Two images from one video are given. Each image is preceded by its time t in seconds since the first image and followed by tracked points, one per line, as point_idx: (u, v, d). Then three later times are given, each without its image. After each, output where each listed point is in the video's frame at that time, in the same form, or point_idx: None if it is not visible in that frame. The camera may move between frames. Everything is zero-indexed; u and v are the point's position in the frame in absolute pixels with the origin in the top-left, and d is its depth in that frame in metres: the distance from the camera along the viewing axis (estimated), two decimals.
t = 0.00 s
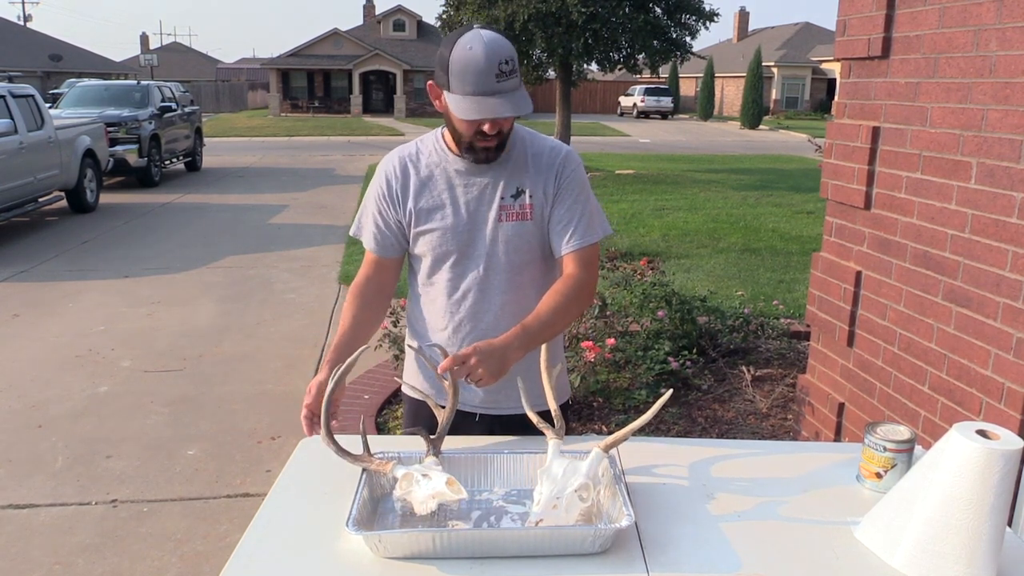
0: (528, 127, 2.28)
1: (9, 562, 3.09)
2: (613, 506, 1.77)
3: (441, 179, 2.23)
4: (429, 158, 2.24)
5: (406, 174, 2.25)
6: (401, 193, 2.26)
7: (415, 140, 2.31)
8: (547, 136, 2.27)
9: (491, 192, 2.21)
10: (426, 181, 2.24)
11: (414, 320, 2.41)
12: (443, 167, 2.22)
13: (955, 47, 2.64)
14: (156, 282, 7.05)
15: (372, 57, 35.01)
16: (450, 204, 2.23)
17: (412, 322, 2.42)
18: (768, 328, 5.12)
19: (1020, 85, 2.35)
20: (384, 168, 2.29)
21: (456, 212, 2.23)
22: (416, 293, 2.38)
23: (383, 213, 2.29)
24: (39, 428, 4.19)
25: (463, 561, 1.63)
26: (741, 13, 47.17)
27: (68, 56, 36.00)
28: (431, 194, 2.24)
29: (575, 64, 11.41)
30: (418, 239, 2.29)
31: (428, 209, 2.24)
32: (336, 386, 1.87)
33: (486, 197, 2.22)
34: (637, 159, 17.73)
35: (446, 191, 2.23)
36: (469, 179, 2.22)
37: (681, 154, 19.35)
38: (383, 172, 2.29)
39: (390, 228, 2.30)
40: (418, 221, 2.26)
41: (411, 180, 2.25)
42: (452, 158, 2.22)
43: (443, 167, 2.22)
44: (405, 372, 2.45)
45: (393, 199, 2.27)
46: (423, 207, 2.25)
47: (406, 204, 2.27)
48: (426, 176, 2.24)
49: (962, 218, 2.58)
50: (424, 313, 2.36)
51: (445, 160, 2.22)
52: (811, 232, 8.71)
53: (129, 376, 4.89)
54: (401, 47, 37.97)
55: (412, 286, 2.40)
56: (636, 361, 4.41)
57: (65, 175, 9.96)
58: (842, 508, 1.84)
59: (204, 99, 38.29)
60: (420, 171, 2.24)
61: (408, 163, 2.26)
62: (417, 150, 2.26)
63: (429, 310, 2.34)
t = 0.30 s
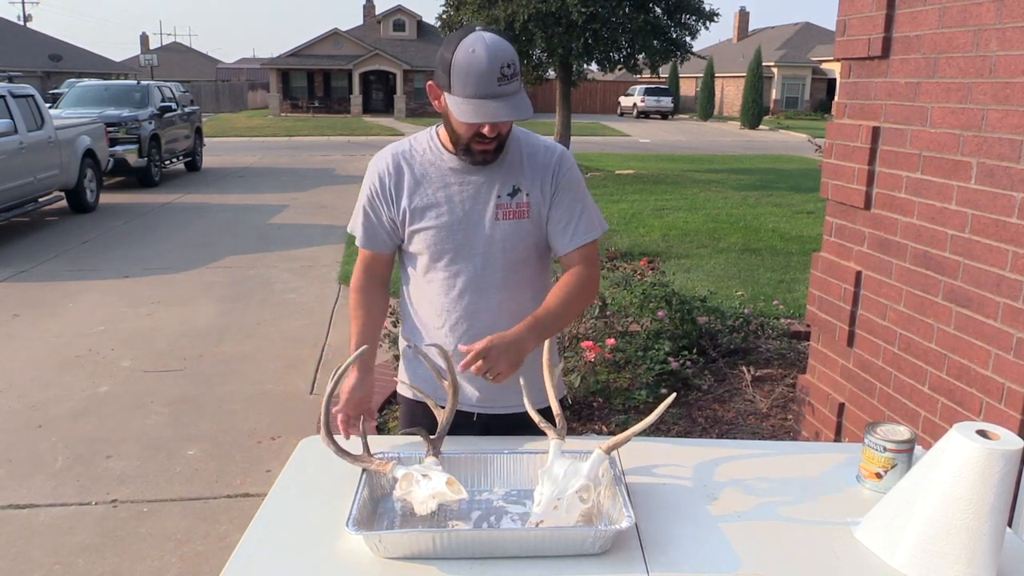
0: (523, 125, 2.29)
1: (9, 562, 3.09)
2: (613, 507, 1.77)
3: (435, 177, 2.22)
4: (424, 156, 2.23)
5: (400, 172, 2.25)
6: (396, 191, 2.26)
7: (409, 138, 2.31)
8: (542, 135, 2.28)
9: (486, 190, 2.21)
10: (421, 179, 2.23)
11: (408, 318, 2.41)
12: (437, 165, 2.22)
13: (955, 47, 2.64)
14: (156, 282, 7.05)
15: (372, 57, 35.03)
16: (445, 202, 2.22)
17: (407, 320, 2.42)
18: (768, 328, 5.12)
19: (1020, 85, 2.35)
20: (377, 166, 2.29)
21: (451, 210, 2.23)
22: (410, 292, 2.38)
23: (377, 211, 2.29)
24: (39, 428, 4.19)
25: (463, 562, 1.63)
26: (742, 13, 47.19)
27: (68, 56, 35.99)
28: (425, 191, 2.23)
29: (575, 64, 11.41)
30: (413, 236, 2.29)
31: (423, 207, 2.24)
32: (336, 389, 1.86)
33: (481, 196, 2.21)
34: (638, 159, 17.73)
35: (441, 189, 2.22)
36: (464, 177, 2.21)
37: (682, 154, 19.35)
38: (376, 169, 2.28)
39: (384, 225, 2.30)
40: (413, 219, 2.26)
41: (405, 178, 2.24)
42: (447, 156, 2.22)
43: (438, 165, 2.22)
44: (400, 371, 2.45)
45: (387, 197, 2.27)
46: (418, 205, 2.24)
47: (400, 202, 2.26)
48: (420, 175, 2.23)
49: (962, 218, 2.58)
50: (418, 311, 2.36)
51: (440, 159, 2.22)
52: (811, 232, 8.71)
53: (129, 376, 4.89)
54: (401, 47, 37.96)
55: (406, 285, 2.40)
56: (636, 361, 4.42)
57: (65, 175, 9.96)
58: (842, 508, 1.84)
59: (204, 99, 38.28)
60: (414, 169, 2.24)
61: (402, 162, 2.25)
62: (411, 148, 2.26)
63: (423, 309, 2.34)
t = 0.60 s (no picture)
0: (523, 128, 2.31)
1: (9, 562, 3.09)
2: (613, 507, 1.77)
3: (435, 178, 2.22)
4: (423, 157, 2.23)
5: (398, 173, 2.24)
6: (394, 192, 2.25)
7: (407, 139, 2.31)
8: (542, 137, 2.31)
9: (488, 191, 2.22)
10: (420, 179, 2.23)
11: (406, 319, 2.41)
12: (437, 166, 2.22)
13: (955, 47, 2.64)
14: (156, 282, 7.05)
15: (372, 57, 35.04)
16: (446, 203, 2.23)
17: (404, 320, 2.42)
18: (768, 328, 5.12)
19: (1020, 85, 2.35)
20: (375, 166, 2.28)
21: (452, 211, 2.23)
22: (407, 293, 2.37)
23: (375, 211, 2.28)
24: (40, 428, 4.19)
25: (463, 562, 1.63)
26: (742, 13, 47.20)
27: (68, 56, 35.97)
28: (425, 192, 2.23)
29: (575, 64, 11.41)
30: (411, 236, 2.28)
31: (423, 207, 2.23)
32: (336, 389, 1.85)
33: (482, 197, 2.22)
34: (638, 159, 17.74)
35: (442, 189, 2.22)
36: (465, 178, 2.22)
37: (682, 154, 19.35)
38: (373, 169, 2.27)
39: (381, 226, 2.30)
40: (412, 219, 2.25)
41: (405, 179, 2.24)
42: (447, 156, 2.22)
43: (438, 165, 2.22)
44: (395, 371, 2.43)
45: (386, 197, 2.26)
46: (417, 205, 2.24)
47: (399, 202, 2.26)
48: (420, 175, 2.23)
49: (961, 219, 2.58)
50: (415, 310, 2.35)
51: (440, 159, 2.22)
52: (811, 232, 8.71)
53: (129, 376, 4.89)
54: (401, 47, 37.96)
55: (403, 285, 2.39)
56: (636, 361, 4.42)
57: (65, 175, 9.96)
58: (842, 508, 1.84)
59: (203, 99, 38.27)
60: (413, 169, 2.23)
61: (401, 161, 2.24)
62: (409, 149, 2.26)
63: (420, 309, 2.33)
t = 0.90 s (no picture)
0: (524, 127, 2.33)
1: (9, 562, 3.09)
2: (613, 508, 1.77)
3: (440, 175, 2.22)
4: (427, 154, 2.22)
5: (402, 171, 2.22)
6: (397, 190, 2.23)
7: (409, 136, 2.30)
8: (543, 135, 2.34)
9: (493, 189, 2.23)
10: (425, 177, 2.22)
11: (404, 319, 2.39)
12: (442, 164, 2.22)
13: (955, 48, 2.64)
14: (156, 282, 7.05)
15: (372, 57, 35.05)
16: (452, 200, 2.22)
17: (402, 320, 2.40)
18: (768, 328, 5.12)
19: (1020, 85, 2.35)
20: (377, 162, 2.25)
21: (458, 209, 2.23)
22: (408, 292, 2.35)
23: (377, 208, 2.26)
24: (40, 428, 4.20)
25: (464, 562, 1.63)
26: (742, 14, 47.23)
27: (69, 56, 35.96)
28: (431, 190, 2.22)
29: (575, 64, 11.41)
30: (414, 234, 2.27)
31: (428, 205, 2.23)
32: (337, 388, 1.84)
33: (488, 195, 2.23)
34: (638, 159, 17.75)
35: (447, 186, 2.22)
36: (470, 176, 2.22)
37: (682, 154, 19.36)
38: (375, 167, 2.25)
39: (381, 223, 2.28)
40: (416, 217, 2.24)
41: (409, 176, 2.22)
42: (452, 153, 2.22)
43: (443, 163, 2.22)
44: (396, 372, 2.42)
45: (389, 195, 2.24)
46: (422, 203, 2.23)
47: (403, 200, 2.24)
48: (424, 172, 2.22)
49: (962, 219, 2.58)
50: (415, 310, 2.34)
51: (445, 157, 2.22)
52: (811, 232, 8.72)
53: (130, 376, 4.89)
54: (401, 47, 37.96)
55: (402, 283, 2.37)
56: (636, 361, 4.43)
57: (65, 175, 9.96)
58: (841, 508, 1.84)
59: (204, 99, 38.28)
60: (417, 167, 2.22)
61: (404, 159, 2.22)
62: (412, 147, 2.24)
63: (422, 308, 2.32)
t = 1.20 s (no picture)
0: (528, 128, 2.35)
1: (9, 562, 3.09)
2: (613, 507, 1.77)
3: (442, 172, 2.24)
4: (430, 151, 2.25)
5: (405, 167, 2.24)
6: (400, 185, 2.25)
7: (413, 134, 2.32)
8: (547, 137, 2.36)
9: (495, 186, 2.25)
10: (427, 174, 2.24)
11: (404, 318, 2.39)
12: (445, 161, 2.24)
13: (955, 47, 2.64)
14: (155, 282, 7.05)
15: (372, 57, 35.06)
16: (453, 196, 2.23)
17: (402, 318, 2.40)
18: (768, 328, 5.12)
19: (1020, 86, 2.35)
20: (380, 159, 2.28)
21: (459, 205, 2.24)
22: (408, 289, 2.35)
23: (379, 203, 2.28)
24: (40, 428, 4.20)
25: (464, 562, 1.63)
26: (742, 14, 47.25)
27: (68, 56, 35.93)
28: (433, 186, 2.24)
29: (575, 64, 11.41)
30: (416, 231, 2.28)
31: (429, 201, 2.24)
32: (337, 388, 1.84)
33: (490, 192, 2.24)
34: (638, 159, 17.76)
35: (449, 182, 2.24)
36: (472, 173, 2.24)
37: (682, 154, 19.37)
38: (379, 164, 2.27)
39: (383, 218, 2.31)
40: (418, 213, 2.26)
41: (411, 172, 2.24)
42: (456, 150, 2.24)
43: (446, 159, 2.24)
44: (396, 372, 2.43)
45: (391, 191, 2.26)
46: (424, 199, 2.24)
47: (405, 196, 2.26)
48: (427, 168, 2.24)
49: (962, 219, 2.58)
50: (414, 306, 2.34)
51: (448, 154, 2.24)
52: (811, 232, 8.72)
53: (130, 376, 4.89)
54: (401, 47, 37.95)
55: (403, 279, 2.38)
56: (636, 361, 4.43)
57: (65, 175, 9.96)
58: (841, 508, 1.84)
59: (204, 99, 38.28)
60: (420, 163, 2.24)
61: (407, 155, 2.25)
62: (416, 144, 2.27)
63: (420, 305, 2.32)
